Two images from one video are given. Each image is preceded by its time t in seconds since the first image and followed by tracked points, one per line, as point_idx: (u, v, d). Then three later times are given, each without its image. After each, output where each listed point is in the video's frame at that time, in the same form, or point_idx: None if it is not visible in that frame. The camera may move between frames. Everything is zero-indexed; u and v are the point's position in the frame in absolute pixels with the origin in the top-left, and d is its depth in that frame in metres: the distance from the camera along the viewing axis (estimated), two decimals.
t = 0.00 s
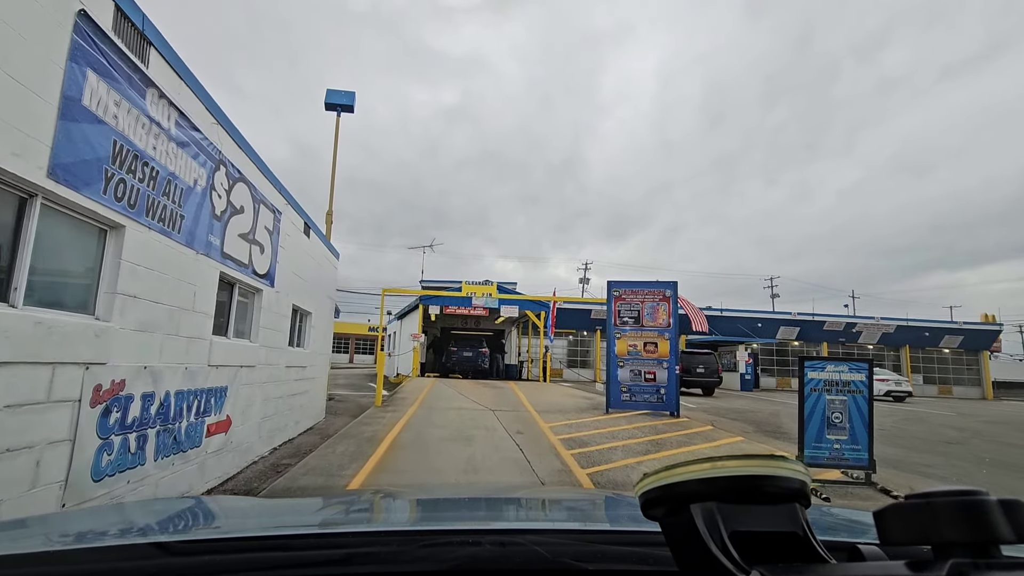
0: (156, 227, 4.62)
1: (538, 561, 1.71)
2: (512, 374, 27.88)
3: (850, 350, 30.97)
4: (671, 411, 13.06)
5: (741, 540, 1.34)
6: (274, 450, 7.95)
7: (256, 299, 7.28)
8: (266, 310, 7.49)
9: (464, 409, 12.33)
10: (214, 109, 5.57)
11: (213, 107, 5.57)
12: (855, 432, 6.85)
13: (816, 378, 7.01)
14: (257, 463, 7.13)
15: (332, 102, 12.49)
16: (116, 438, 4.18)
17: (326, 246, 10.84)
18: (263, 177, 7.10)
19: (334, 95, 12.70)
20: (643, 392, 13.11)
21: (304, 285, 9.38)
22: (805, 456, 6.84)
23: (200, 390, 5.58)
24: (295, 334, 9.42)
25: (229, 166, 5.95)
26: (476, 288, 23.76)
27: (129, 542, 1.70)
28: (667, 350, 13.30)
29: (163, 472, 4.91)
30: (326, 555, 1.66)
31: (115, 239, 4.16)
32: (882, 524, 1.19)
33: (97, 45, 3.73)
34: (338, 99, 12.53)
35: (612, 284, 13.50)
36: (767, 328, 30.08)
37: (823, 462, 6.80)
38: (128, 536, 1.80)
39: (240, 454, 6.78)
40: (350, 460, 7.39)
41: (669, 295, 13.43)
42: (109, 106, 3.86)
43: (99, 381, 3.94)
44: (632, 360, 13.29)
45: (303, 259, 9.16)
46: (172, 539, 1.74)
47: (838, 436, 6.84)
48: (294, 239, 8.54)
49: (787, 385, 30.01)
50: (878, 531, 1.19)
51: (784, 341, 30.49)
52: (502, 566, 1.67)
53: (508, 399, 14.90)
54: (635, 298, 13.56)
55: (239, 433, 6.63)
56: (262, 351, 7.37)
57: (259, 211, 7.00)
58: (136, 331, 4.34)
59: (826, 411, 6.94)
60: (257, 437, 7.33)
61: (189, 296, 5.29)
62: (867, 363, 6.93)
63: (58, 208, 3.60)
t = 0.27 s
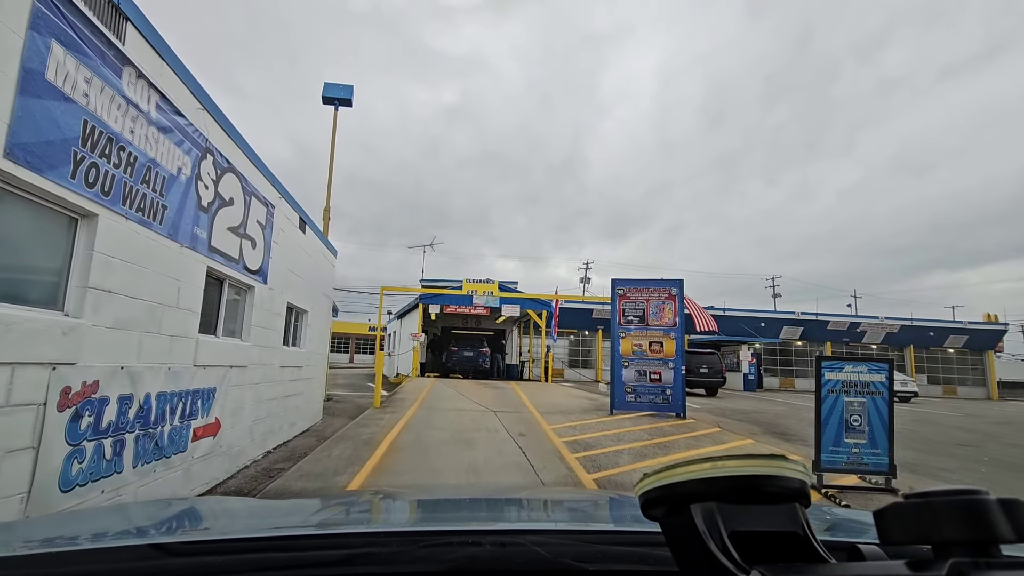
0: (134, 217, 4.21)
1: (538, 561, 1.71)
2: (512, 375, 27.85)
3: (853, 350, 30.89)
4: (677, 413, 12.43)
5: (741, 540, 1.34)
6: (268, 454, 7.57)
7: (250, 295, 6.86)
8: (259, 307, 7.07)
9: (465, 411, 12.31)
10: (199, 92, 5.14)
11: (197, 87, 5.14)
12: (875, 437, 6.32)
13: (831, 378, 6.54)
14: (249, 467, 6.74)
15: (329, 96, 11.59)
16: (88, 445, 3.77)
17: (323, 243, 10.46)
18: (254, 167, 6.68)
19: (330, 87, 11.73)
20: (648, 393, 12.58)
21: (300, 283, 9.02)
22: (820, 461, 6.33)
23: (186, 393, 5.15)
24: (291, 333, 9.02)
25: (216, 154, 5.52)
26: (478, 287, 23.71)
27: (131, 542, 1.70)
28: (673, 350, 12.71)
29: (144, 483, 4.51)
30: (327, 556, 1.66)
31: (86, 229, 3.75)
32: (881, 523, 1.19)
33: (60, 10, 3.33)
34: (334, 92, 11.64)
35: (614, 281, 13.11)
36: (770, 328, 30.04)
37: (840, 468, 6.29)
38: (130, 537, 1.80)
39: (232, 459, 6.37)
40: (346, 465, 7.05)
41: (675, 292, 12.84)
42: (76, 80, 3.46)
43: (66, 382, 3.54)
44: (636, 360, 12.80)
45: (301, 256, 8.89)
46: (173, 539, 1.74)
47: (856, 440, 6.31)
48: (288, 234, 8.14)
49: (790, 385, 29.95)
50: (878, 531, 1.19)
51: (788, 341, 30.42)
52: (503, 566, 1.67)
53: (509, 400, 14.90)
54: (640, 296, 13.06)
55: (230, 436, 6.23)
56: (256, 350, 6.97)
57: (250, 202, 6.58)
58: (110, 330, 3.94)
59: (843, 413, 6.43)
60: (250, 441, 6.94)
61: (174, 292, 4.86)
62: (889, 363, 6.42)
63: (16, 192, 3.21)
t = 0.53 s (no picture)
0: (108, 206, 4.01)
1: (539, 561, 1.71)
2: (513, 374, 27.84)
3: (857, 350, 30.84)
4: (684, 414, 12.34)
5: (740, 540, 1.34)
6: (260, 459, 7.35)
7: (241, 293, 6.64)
8: (251, 305, 6.85)
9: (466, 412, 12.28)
10: (181, 74, 4.94)
11: (179, 72, 4.94)
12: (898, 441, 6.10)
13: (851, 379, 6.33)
14: (240, 473, 6.55)
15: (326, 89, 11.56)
16: (51, 454, 3.58)
17: (319, 240, 10.28)
18: (244, 157, 6.48)
19: (327, 81, 11.69)
20: (654, 394, 12.53)
21: (296, 281, 8.85)
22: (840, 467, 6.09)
23: (167, 396, 4.93)
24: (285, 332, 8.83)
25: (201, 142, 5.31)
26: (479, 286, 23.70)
27: (129, 542, 1.70)
28: (679, 349, 12.67)
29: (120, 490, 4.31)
30: (326, 555, 1.66)
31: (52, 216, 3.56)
32: (880, 522, 1.19)
33: None
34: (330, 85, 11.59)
35: (619, 279, 13.08)
36: (773, 327, 30.02)
37: (860, 474, 6.05)
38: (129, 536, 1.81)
39: (220, 465, 6.15)
40: (343, 468, 6.94)
41: (681, 291, 12.81)
42: (35, 54, 3.26)
43: (26, 388, 3.35)
44: (642, 360, 12.77)
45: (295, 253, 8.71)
46: (172, 539, 1.75)
47: (878, 444, 6.10)
48: (283, 229, 7.94)
49: (793, 385, 29.92)
50: (878, 531, 1.18)
51: (791, 341, 30.39)
52: (503, 566, 1.67)
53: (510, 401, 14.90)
54: (646, 294, 12.98)
55: (217, 440, 6.02)
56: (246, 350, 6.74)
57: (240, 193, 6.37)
58: (77, 328, 3.74)
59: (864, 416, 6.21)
60: (239, 445, 6.73)
61: (153, 288, 4.65)
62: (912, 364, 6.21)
63: None
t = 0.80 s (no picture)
0: (74, 191, 3.72)
1: (538, 561, 1.71)
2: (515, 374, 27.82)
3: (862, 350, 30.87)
4: (691, 416, 12.25)
5: (740, 540, 1.34)
6: (251, 464, 7.07)
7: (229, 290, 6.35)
8: (240, 303, 6.57)
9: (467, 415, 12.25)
10: (161, 54, 4.67)
11: (160, 52, 4.65)
12: (923, 445, 5.96)
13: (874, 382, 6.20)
14: (228, 479, 6.29)
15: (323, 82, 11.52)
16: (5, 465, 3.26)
17: (314, 236, 10.01)
18: (232, 147, 6.21)
19: (323, 73, 11.65)
20: (660, 395, 12.46)
21: (289, 278, 8.59)
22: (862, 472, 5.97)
23: (145, 398, 4.66)
24: (278, 331, 8.56)
25: (183, 127, 5.03)
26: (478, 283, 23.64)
27: (129, 541, 1.71)
28: (686, 349, 12.55)
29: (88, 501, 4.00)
30: (326, 555, 1.66)
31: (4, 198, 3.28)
32: (881, 522, 1.19)
33: None
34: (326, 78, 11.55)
35: (624, 277, 13.00)
36: (778, 327, 29.98)
37: (884, 480, 5.92)
38: (131, 535, 1.82)
39: (205, 472, 5.87)
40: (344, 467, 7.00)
41: (688, 289, 12.63)
42: None
43: None
44: (647, 360, 12.71)
45: (289, 249, 8.45)
46: (170, 539, 1.75)
47: (902, 449, 5.97)
48: (275, 224, 7.67)
49: (797, 386, 29.89)
50: (879, 531, 1.18)
51: (795, 341, 30.33)
52: (502, 565, 1.67)
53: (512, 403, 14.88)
54: (651, 293, 12.86)
55: (202, 446, 5.73)
56: (234, 350, 6.44)
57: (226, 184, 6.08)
58: (35, 325, 3.45)
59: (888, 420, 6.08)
60: (228, 450, 6.45)
61: (129, 284, 4.38)
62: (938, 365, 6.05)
63: None
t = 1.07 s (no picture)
0: (31, 174, 3.31)
1: (538, 561, 1.72)
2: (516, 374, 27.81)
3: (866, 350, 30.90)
4: (698, 417, 12.19)
5: (740, 540, 1.34)
6: (242, 471, 6.62)
7: (217, 285, 5.86)
8: (229, 300, 6.08)
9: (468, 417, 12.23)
10: (137, 30, 4.25)
11: (135, 25, 4.22)
12: (952, 450, 5.81)
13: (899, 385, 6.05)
14: (217, 487, 5.85)
15: (319, 74, 11.48)
16: None
17: (310, 231, 9.56)
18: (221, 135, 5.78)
19: (320, 66, 11.61)
20: (666, 397, 12.39)
21: (284, 275, 8.14)
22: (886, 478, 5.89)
23: (116, 403, 4.21)
24: (271, 330, 8.12)
25: (162, 109, 4.59)
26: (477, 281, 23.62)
27: (129, 541, 1.71)
28: (692, 348, 12.50)
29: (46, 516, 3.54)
30: (326, 555, 1.66)
31: None
32: (881, 522, 1.19)
33: None
34: (323, 71, 11.51)
35: (629, 275, 13.02)
36: (781, 327, 30.00)
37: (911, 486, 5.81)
38: (130, 535, 1.81)
39: (189, 481, 5.40)
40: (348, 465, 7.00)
41: (694, 288, 12.61)
42: None
43: None
44: (653, 360, 12.69)
45: (284, 243, 8.02)
46: (169, 539, 1.75)
47: (930, 455, 5.83)
48: (268, 219, 7.22)
49: (800, 386, 29.88)
50: (878, 531, 1.18)
51: (799, 341, 30.32)
52: (502, 565, 1.67)
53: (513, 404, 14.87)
54: (657, 291, 12.86)
55: (186, 453, 5.27)
56: (221, 348, 5.93)
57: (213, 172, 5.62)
58: None
59: (915, 424, 5.93)
60: (216, 456, 6.00)
61: (100, 278, 3.94)
62: (968, 365, 5.85)
63: None
